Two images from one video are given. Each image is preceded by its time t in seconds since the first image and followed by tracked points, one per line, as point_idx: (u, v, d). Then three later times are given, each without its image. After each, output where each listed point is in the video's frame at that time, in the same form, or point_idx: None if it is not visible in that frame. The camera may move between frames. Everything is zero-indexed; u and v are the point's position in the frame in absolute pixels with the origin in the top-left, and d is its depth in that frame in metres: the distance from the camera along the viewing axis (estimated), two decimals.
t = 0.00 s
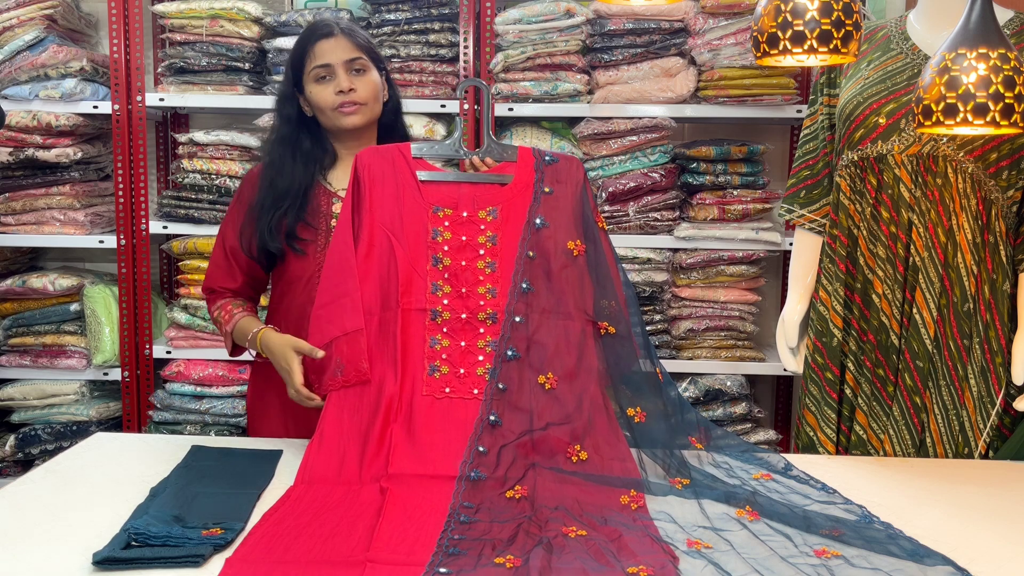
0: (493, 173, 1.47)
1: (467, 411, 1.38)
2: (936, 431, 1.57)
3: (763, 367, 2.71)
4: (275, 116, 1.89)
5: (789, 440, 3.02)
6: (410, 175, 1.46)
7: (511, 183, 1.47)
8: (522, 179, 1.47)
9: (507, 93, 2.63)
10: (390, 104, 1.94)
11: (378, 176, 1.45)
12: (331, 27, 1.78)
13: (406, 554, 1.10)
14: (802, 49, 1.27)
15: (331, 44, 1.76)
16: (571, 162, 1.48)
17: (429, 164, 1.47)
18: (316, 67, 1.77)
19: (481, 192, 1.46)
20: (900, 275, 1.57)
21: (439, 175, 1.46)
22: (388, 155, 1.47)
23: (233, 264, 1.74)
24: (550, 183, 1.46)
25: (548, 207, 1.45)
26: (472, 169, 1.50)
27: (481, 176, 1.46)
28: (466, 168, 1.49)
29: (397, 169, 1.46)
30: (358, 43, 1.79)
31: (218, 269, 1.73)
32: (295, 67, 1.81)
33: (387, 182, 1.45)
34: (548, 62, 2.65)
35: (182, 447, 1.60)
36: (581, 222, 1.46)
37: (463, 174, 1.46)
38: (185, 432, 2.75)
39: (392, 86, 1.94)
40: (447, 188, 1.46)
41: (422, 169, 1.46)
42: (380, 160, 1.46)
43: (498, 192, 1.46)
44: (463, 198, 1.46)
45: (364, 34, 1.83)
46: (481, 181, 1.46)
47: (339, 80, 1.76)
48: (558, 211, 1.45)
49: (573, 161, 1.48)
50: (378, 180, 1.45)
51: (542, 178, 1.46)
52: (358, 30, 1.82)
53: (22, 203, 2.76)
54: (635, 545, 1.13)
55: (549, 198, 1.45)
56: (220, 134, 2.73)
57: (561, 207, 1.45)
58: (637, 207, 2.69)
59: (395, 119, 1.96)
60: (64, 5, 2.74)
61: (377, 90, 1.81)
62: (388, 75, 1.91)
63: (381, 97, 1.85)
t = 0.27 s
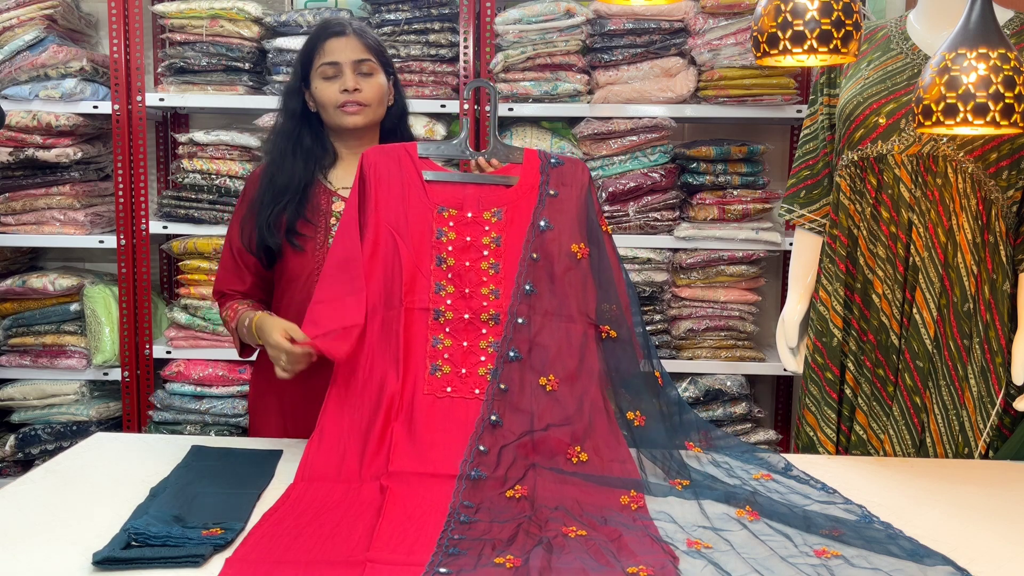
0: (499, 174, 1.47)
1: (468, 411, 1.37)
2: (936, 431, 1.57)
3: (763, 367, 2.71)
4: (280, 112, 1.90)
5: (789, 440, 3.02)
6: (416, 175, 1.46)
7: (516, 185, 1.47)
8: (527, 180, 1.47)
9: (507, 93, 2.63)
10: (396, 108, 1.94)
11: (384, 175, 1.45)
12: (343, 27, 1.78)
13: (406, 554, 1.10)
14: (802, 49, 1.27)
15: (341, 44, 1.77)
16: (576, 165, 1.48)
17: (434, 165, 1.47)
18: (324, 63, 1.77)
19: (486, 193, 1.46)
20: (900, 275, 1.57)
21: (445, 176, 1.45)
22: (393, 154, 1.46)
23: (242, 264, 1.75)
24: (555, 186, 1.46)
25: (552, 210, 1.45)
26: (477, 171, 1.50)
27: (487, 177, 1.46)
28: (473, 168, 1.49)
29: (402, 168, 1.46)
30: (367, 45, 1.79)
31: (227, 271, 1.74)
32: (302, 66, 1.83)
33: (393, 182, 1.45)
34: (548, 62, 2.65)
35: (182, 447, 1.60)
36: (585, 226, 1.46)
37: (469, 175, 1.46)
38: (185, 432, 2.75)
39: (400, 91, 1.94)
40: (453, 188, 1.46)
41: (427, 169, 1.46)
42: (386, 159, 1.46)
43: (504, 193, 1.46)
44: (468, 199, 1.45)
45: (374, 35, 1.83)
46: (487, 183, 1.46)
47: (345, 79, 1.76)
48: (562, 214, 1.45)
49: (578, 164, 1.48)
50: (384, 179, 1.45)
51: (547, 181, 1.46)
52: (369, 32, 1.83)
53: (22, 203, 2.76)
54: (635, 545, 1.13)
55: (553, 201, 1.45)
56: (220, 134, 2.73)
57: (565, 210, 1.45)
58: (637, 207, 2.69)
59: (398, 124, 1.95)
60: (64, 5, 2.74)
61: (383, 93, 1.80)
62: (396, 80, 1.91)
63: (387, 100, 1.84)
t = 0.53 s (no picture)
0: (497, 174, 1.47)
1: (467, 409, 1.37)
2: (936, 431, 1.57)
3: (763, 367, 2.71)
4: (294, 105, 1.91)
5: (789, 440, 3.02)
6: (415, 174, 1.46)
7: (515, 184, 1.46)
8: (527, 179, 1.47)
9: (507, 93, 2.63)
10: (407, 116, 1.95)
11: (383, 174, 1.45)
12: (364, 30, 1.80)
13: (406, 554, 1.10)
14: (802, 49, 1.27)
15: (360, 46, 1.77)
16: (575, 165, 1.48)
17: (434, 165, 1.47)
18: (339, 63, 1.77)
19: (485, 192, 1.46)
20: (900, 275, 1.58)
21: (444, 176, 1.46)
22: (393, 154, 1.46)
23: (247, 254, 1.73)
24: (554, 185, 1.46)
25: (551, 209, 1.45)
26: (477, 171, 1.50)
27: (486, 177, 1.46)
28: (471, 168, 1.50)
29: (401, 168, 1.46)
30: (385, 49, 1.80)
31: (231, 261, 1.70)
32: (320, 63, 1.84)
33: (391, 182, 1.45)
34: (548, 62, 2.65)
35: (182, 447, 1.60)
36: (584, 225, 1.46)
37: (468, 175, 1.45)
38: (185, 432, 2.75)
39: (412, 100, 1.95)
40: (452, 188, 1.46)
41: (427, 169, 1.46)
42: (385, 159, 1.46)
43: (503, 193, 1.46)
44: (467, 199, 1.45)
45: (393, 40, 1.84)
46: (485, 183, 1.46)
47: (357, 82, 1.77)
48: (561, 214, 1.45)
49: (577, 164, 1.48)
50: (383, 179, 1.45)
51: (546, 180, 1.46)
52: (389, 36, 1.83)
53: (22, 203, 2.76)
54: (635, 545, 1.13)
55: (553, 201, 1.45)
56: (220, 134, 2.73)
57: (564, 209, 1.45)
58: (637, 207, 2.69)
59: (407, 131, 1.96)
60: (64, 5, 2.74)
61: (394, 101, 1.82)
62: (410, 90, 1.92)
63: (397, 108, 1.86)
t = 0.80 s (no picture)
0: (496, 175, 1.48)
1: (467, 410, 1.38)
2: (936, 431, 1.57)
3: (763, 367, 2.71)
4: (300, 97, 1.90)
5: (789, 440, 3.02)
6: (414, 175, 1.46)
7: (514, 186, 1.47)
8: (525, 181, 1.47)
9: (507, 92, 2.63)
10: (408, 123, 1.93)
11: (383, 176, 1.45)
12: (377, 34, 1.79)
13: (407, 554, 1.10)
14: (802, 49, 1.27)
15: (371, 50, 1.77)
16: (574, 166, 1.48)
17: (433, 165, 1.47)
18: (347, 64, 1.77)
19: (484, 193, 1.46)
20: (900, 275, 1.58)
21: (443, 176, 1.46)
22: (392, 154, 1.46)
23: (251, 253, 1.72)
24: (553, 187, 1.46)
25: (550, 210, 1.45)
26: (475, 172, 1.52)
27: (484, 178, 1.46)
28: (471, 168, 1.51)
29: (400, 168, 1.46)
30: (395, 56, 1.79)
31: (236, 261, 1.70)
32: (328, 60, 1.83)
33: (391, 182, 1.45)
34: (548, 62, 2.65)
35: (182, 447, 1.60)
36: (583, 226, 1.46)
37: (466, 176, 1.46)
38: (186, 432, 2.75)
39: (416, 108, 1.93)
40: (451, 189, 1.46)
41: (426, 170, 1.46)
42: (384, 160, 1.46)
43: (502, 194, 1.47)
44: (466, 200, 1.46)
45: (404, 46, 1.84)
46: (484, 184, 1.47)
47: (364, 86, 1.77)
48: (559, 214, 1.45)
49: (576, 165, 1.48)
50: (382, 181, 1.45)
51: (545, 181, 1.46)
52: (400, 43, 1.83)
53: (22, 203, 2.76)
54: (635, 545, 1.13)
55: (551, 201, 1.45)
56: (220, 134, 2.73)
57: (563, 210, 1.45)
58: (637, 207, 2.69)
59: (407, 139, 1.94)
60: (64, 4, 2.74)
61: (397, 108, 1.82)
62: (414, 96, 1.91)
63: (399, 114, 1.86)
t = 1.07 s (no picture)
0: (497, 172, 1.48)
1: (468, 409, 1.37)
2: (936, 431, 1.57)
3: (763, 367, 2.71)
4: (290, 98, 1.91)
5: (789, 441, 3.02)
6: (415, 172, 1.45)
7: (515, 183, 1.46)
8: (526, 178, 1.47)
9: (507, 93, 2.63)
10: (402, 120, 1.92)
11: (383, 173, 1.44)
12: (367, 31, 1.81)
13: (406, 554, 1.10)
14: (802, 49, 1.27)
15: (361, 46, 1.79)
16: (574, 164, 1.48)
17: (433, 162, 1.47)
18: (338, 61, 1.78)
19: (484, 190, 1.46)
20: (900, 275, 1.58)
21: (443, 172, 1.45)
22: (392, 150, 1.45)
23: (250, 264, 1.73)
24: (553, 184, 1.46)
25: (551, 207, 1.45)
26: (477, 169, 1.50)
27: (486, 175, 1.46)
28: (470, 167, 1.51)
29: (401, 165, 1.45)
30: (385, 51, 1.81)
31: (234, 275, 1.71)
32: (317, 59, 1.84)
33: (391, 179, 1.44)
34: (548, 62, 2.65)
35: (182, 447, 1.60)
36: (584, 224, 1.45)
37: (467, 173, 1.46)
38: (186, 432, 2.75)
39: (408, 103, 1.93)
40: (452, 185, 1.46)
41: (426, 167, 1.46)
42: (385, 156, 1.45)
43: (502, 191, 1.46)
44: (467, 197, 1.45)
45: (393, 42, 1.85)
46: (485, 181, 1.46)
47: (356, 82, 1.77)
48: (560, 212, 1.45)
49: (576, 163, 1.48)
50: (383, 178, 1.45)
51: (546, 179, 1.46)
52: (389, 39, 1.85)
53: (22, 203, 2.76)
54: (635, 544, 1.13)
55: (552, 200, 1.45)
56: (220, 134, 2.73)
57: (563, 208, 1.45)
58: (637, 207, 2.69)
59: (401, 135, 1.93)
60: (64, 4, 2.74)
61: (390, 104, 1.82)
62: (406, 92, 1.91)
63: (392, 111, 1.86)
